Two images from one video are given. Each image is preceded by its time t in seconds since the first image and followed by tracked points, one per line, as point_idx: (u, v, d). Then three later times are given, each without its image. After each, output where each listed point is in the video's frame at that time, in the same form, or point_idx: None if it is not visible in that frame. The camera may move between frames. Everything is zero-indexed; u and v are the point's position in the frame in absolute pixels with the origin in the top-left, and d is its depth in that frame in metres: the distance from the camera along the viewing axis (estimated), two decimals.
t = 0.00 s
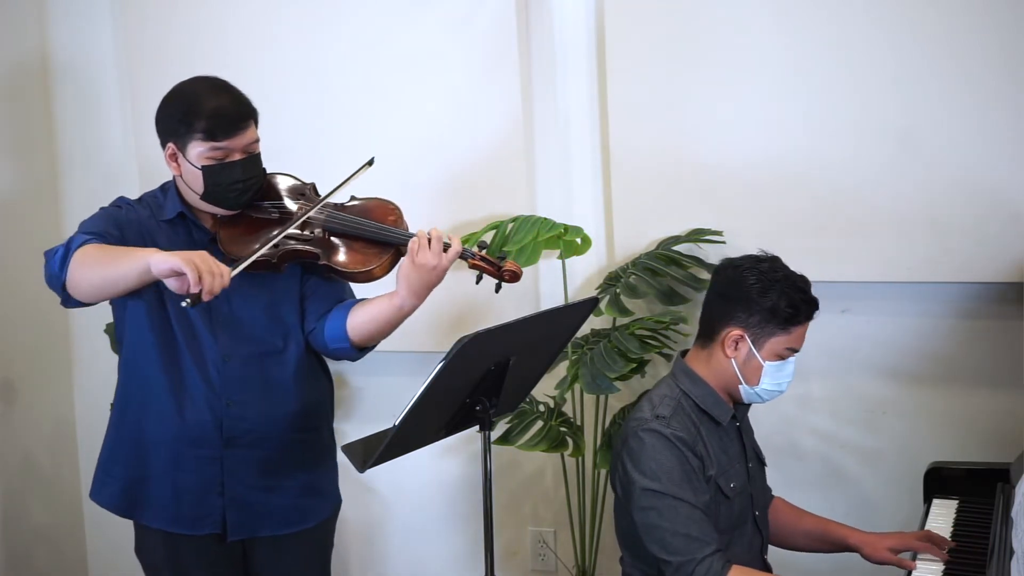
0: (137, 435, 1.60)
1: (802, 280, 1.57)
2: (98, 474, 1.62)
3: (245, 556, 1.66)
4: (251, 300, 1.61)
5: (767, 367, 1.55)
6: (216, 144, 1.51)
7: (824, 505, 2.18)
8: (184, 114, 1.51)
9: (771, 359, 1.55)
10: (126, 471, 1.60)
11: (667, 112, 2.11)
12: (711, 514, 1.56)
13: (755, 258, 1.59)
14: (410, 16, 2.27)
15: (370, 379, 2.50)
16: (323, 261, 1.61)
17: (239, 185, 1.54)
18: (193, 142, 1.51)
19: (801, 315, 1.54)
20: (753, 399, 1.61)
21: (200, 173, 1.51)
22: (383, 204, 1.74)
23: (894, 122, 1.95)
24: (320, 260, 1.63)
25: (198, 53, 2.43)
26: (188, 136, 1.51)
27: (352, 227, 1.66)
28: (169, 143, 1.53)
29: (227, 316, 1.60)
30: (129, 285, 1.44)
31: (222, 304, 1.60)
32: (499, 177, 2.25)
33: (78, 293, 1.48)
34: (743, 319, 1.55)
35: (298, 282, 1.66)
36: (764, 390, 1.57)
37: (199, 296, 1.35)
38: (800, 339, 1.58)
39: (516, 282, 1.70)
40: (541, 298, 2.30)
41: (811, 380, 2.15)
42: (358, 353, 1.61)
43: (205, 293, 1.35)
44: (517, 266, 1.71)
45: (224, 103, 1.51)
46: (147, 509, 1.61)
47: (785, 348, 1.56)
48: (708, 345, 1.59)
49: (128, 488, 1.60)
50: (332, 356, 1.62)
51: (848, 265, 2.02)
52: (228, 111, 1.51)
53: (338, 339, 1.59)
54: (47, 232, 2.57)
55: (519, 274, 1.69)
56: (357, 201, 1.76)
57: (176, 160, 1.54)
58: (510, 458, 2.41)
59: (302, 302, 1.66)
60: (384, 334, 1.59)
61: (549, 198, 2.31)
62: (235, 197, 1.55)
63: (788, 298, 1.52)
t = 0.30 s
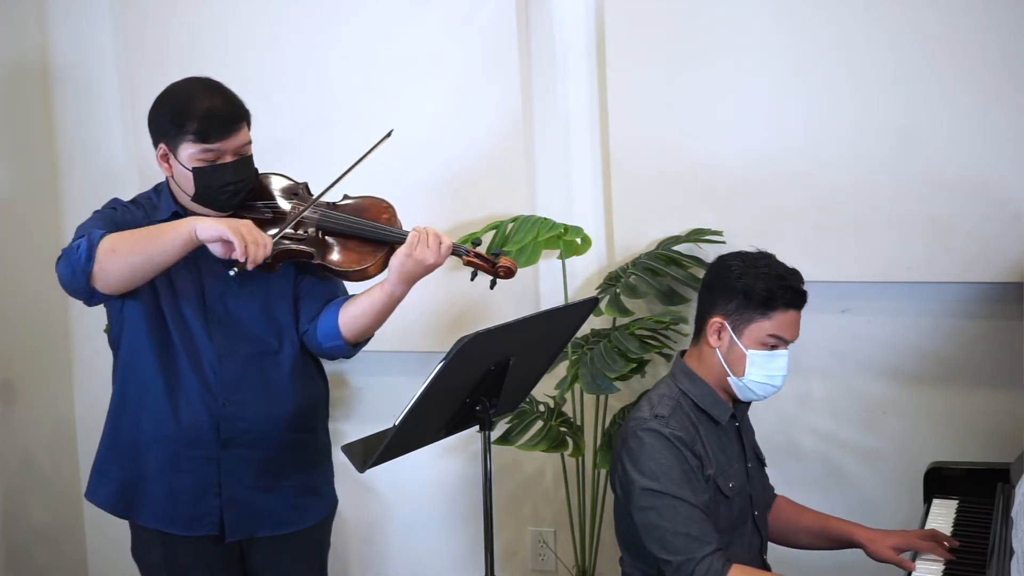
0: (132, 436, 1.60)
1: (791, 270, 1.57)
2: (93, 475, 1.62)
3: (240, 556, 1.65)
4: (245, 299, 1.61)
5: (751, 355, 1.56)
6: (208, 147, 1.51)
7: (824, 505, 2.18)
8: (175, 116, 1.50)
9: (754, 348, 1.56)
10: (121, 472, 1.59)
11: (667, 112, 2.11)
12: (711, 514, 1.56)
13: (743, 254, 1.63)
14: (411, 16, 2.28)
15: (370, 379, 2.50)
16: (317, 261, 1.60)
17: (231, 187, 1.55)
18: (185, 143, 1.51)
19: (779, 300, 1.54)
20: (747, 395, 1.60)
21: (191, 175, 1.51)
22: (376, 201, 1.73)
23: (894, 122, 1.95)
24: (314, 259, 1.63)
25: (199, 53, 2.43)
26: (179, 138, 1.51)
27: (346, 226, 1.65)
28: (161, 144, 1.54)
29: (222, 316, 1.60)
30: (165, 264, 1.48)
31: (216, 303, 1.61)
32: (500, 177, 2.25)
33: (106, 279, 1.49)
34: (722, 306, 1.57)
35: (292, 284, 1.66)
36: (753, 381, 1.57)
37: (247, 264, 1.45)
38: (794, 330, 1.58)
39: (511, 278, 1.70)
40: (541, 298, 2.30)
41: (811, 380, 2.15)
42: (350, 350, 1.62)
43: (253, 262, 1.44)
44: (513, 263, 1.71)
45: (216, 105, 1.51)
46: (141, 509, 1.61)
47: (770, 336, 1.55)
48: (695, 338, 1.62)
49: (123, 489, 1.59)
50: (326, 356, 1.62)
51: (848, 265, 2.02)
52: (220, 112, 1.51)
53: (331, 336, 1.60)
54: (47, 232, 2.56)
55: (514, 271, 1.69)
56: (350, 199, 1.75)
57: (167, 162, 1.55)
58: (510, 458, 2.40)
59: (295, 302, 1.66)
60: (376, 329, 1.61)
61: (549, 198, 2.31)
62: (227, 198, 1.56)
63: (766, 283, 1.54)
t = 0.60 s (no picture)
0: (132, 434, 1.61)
1: (773, 263, 1.57)
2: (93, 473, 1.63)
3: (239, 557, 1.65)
4: (244, 298, 1.62)
5: (738, 350, 1.56)
6: (196, 151, 1.51)
7: (824, 505, 2.18)
8: (166, 118, 1.51)
9: (739, 341, 1.57)
10: (121, 469, 1.60)
11: (666, 112, 2.11)
12: (710, 513, 1.56)
13: (729, 251, 1.64)
14: (410, 16, 2.28)
15: (370, 379, 2.50)
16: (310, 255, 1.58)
17: (219, 190, 1.56)
18: (174, 146, 1.52)
19: (757, 292, 1.54)
20: (742, 391, 1.59)
21: (178, 178, 1.52)
22: (367, 193, 1.72)
23: (894, 122, 1.95)
24: (307, 253, 1.61)
25: (199, 53, 2.43)
26: (168, 140, 1.51)
27: (337, 217, 1.62)
28: (152, 145, 1.55)
29: (220, 315, 1.61)
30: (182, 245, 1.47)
31: (215, 303, 1.61)
32: (500, 177, 2.24)
33: (126, 267, 1.47)
34: (705, 302, 1.59)
35: (286, 281, 1.65)
36: (744, 376, 1.56)
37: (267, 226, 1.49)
38: (781, 322, 1.57)
39: (504, 263, 1.71)
40: (541, 297, 2.30)
41: (811, 380, 2.15)
42: (338, 346, 1.60)
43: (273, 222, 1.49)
44: (505, 248, 1.71)
45: (206, 109, 1.51)
46: (140, 507, 1.61)
47: (754, 328, 1.56)
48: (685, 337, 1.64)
49: (122, 486, 1.60)
50: (317, 354, 1.61)
51: (848, 265, 2.02)
52: (210, 116, 1.51)
53: (316, 334, 1.58)
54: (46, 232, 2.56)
55: (506, 255, 1.69)
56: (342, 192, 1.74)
57: (159, 163, 1.56)
58: (510, 458, 2.40)
59: (288, 299, 1.64)
60: (363, 323, 1.59)
61: (549, 198, 2.31)
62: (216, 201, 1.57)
63: (745, 276, 1.54)
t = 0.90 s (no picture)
0: (131, 434, 1.60)
1: (766, 260, 1.56)
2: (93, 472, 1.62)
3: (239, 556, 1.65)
4: (243, 296, 1.62)
5: (735, 347, 1.56)
6: (194, 143, 1.51)
7: (824, 505, 2.18)
8: (165, 113, 1.51)
9: (737, 340, 1.56)
10: (122, 468, 1.60)
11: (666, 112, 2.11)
12: (710, 513, 1.56)
13: (721, 249, 1.64)
14: (411, 16, 2.28)
15: (370, 379, 2.50)
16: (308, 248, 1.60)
17: (218, 184, 1.55)
18: (172, 139, 1.52)
19: (751, 291, 1.54)
20: (741, 387, 1.59)
21: (177, 171, 1.52)
22: (367, 186, 1.74)
23: (894, 122, 1.95)
24: (305, 245, 1.64)
25: (199, 52, 2.43)
26: (166, 135, 1.51)
27: (335, 209, 1.66)
28: (152, 141, 1.55)
29: (220, 313, 1.60)
30: (161, 249, 1.46)
31: (214, 301, 1.61)
32: (500, 177, 2.24)
33: (103, 268, 1.47)
34: (702, 302, 1.59)
35: (285, 279, 1.66)
36: (743, 372, 1.56)
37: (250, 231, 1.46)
38: (777, 318, 1.57)
39: (502, 251, 1.76)
40: (541, 297, 2.31)
41: (811, 380, 2.15)
42: (338, 339, 1.60)
43: (257, 228, 1.46)
44: (502, 237, 1.77)
45: (204, 102, 1.51)
46: (140, 506, 1.61)
47: (750, 326, 1.55)
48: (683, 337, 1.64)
49: (122, 486, 1.60)
50: (316, 350, 1.62)
51: (848, 265, 2.02)
52: (209, 110, 1.51)
53: (316, 328, 1.59)
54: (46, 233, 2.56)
55: (503, 244, 1.75)
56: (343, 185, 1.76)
57: (158, 158, 1.55)
58: (510, 458, 2.40)
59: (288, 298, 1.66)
60: (363, 316, 1.59)
61: (549, 198, 2.31)
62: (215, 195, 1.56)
63: (739, 274, 1.54)
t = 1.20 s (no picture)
0: (133, 432, 1.60)
1: (759, 257, 1.57)
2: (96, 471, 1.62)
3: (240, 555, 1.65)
4: (246, 293, 1.61)
5: (733, 345, 1.56)
6: (200, 134, 1.51)
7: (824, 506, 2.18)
8: (170, 106, 1.51)
9: (735, 338, 1.56)
10: (125, 467, 1.60)
11: (667, 112, 2.11)
12: (709, 512, 1.56)
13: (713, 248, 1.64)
14: (411, 16, 2.28)
15: (370, 379, 2.50)
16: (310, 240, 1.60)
17: (224, 175, 1.55)
18: (178, 132, 1.52)
19: (746, 287, 1.54)
20: (739, 385, 1.59)
21: (184, 163, 1.51)
22: (371, 180, 1.75)
23: (894, 122, 1.95)
24: (308, 239, 1.62)
25: (199, 52, 2.43)
26: (172, 127, 1.51)
27: (339, 203, 1.66)
28: (156, 136, 1.54)
29: (223, 311, 1.60)
30: (143, 246, 1.44)
31: (217, 299, 1.60)
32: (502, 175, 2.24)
33: (89, 264, 1.47)
34: (697, 302, 1.59)
35: (289, 276, 1.65)
36: (741, 371, 1.56)
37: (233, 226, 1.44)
38: (772, 314, 1.57)
39: (507, 241, 1.75)
40: (541, 297, 2.31)
41: (811, 380, 2.15)
42: (345, 334, 1.60)
43: (241, 222, 1.43)
44: (507, 227, 1.75)
45: (209, 95, 1.52)
46: (143, 504, 1.61)
47: (746, 323, 1.55)
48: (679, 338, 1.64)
49: (125, 484, 1.60)
50: (323, 344, 1.62)
51: (848, 265, 2.02)
52: (213, 102, 1.52)
53: (323, 321, 1.59)
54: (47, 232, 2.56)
55: (508, 233, 1.73)
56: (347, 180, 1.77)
57: (163, 153, 1.55)
58: (510, 458, 2.40)
59: (293, 294, 1.66)
60: (367, 310, 1.59)
61: (549, 197, 2.31)
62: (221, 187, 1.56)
63: (734, 271, 1.54)
